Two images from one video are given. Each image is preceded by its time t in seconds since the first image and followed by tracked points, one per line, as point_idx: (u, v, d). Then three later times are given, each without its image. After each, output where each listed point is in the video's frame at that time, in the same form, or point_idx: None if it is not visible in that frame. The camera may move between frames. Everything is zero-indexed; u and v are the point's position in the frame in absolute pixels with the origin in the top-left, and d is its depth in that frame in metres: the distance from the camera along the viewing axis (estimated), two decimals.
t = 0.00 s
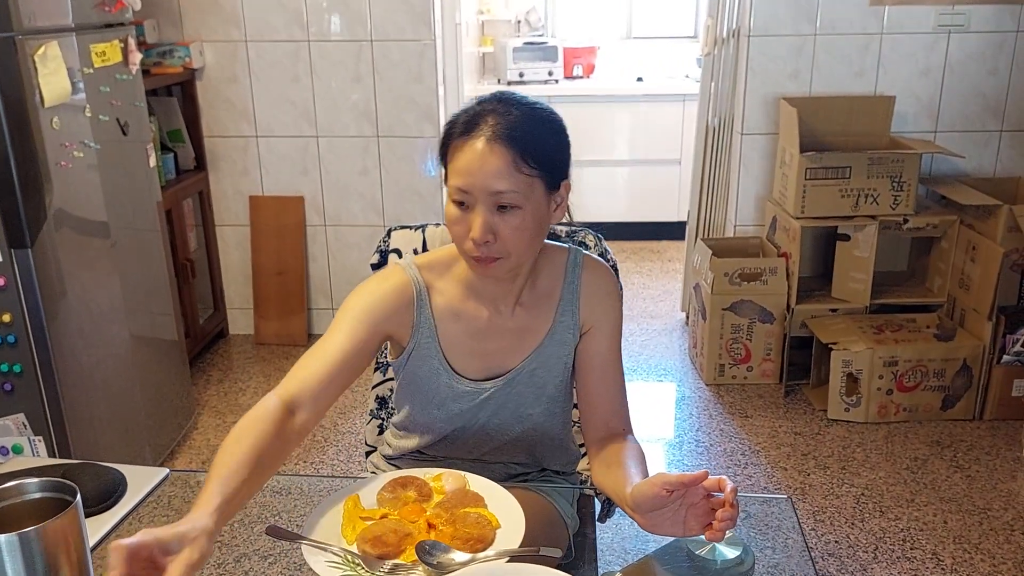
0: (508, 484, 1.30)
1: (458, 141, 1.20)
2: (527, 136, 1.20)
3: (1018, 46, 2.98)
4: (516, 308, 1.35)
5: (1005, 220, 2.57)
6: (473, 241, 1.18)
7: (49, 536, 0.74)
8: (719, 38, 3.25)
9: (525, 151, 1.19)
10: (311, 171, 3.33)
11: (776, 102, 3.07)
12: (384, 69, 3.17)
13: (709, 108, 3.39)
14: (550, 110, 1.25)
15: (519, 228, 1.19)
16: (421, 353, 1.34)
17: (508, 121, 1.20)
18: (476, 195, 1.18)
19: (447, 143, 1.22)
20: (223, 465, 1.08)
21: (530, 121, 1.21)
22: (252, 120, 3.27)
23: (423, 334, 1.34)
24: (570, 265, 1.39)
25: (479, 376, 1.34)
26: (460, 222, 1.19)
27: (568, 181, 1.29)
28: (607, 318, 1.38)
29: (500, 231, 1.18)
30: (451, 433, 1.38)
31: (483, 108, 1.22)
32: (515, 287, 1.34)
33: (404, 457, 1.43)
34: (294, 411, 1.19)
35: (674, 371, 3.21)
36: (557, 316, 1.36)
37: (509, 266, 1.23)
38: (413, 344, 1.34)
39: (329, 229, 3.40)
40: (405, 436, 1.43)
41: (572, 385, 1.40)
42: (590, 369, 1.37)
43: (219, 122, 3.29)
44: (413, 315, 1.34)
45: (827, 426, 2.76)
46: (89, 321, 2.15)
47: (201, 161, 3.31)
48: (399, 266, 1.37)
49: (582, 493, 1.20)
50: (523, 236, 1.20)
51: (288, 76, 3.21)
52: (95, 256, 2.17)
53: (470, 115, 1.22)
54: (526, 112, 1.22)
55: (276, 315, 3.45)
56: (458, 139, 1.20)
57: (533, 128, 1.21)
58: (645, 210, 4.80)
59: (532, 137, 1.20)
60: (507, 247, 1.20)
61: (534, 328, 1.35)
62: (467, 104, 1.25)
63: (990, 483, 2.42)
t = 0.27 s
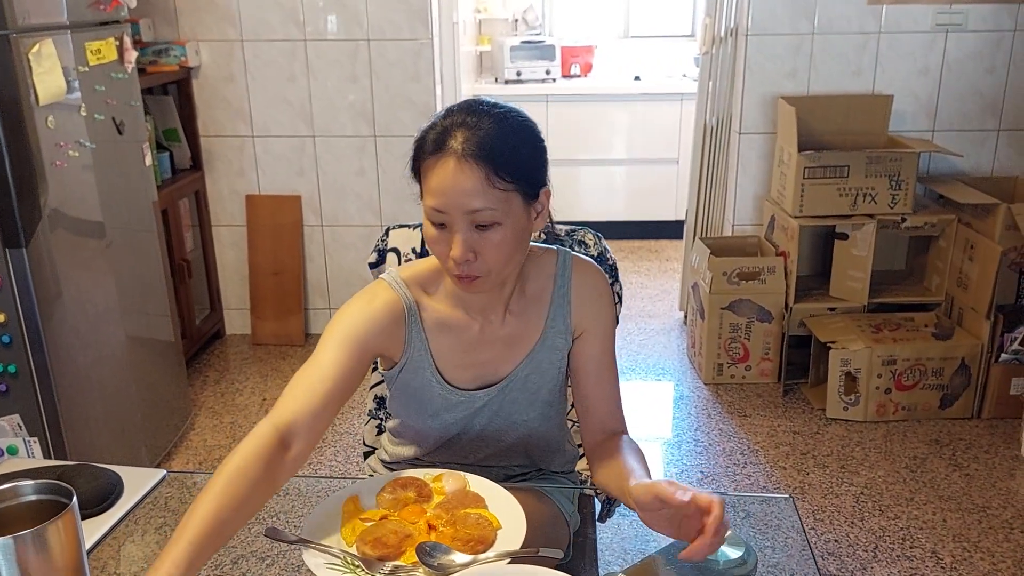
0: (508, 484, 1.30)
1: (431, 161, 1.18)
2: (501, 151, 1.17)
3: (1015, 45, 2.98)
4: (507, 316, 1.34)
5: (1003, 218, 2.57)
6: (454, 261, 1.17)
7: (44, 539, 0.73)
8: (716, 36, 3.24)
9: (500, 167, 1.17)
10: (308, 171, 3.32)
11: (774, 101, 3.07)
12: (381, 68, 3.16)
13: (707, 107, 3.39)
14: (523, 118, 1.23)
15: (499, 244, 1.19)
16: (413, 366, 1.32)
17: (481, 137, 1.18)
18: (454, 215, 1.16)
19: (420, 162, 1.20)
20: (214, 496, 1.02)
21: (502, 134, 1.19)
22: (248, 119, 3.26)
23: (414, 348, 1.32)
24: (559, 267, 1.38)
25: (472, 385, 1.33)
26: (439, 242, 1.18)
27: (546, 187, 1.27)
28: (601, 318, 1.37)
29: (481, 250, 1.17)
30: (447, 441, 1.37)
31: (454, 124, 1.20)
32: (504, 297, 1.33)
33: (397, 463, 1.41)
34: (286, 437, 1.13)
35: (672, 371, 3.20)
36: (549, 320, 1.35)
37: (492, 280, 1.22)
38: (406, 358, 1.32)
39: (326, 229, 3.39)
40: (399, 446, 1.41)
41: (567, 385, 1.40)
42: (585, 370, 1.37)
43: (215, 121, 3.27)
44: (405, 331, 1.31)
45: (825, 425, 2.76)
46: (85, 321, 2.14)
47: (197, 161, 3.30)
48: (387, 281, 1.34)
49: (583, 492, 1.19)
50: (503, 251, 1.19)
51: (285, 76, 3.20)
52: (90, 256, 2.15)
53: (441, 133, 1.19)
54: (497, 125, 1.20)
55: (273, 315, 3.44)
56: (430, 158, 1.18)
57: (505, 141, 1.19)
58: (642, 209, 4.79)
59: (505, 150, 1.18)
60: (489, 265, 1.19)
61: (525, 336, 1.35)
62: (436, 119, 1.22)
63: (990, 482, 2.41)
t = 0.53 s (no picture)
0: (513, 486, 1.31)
1: (429, 185, 1.17)
2: (501, 170, 1.18)
3: (1017, 46, 2.99)
4: (507, 320, 1.36)
5: (1006, 219, 2.57)
6: (463, 282, 1.19)
7: (55, 541, 0.74)
8: (717, 38, 3.25)
9: (500, 185, 1.17)
10: (311, 173, 3.32)
11: (776, 102, 3.07)
12: (384, 70, 3.17)
13: (708, 108, 3.39)
14: (518, 132, 1.23)
15: (506, 260, 1.20)
16: (417, 373, 1.33)
17: (477, 157, 1.17)
18: (458, 238, 1.17)
19: (418, 186, 1.19)
20: (222, 514, 1.01)
21: (497, 150, 1.19)
22: (252, 122, 3.27)
23: (419, 355, 1.33)
24: (556, 267, 1.40)
25: (474, 389, 1.35)
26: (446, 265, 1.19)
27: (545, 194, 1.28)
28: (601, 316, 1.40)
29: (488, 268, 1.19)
30: (452, 445, 1.38)
31: (448, 145, 1.19)
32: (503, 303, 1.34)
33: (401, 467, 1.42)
34: (294, 454, 1.12)
35: (675, 372, 3.20)
36: (548, 321, 1.37)
37: (497, 291, 1.24)
38: (411, 365, 1.33)
39: (329, 231, 3.40)
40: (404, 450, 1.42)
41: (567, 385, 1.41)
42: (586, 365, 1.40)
43: (218, 124, 3.28)
44: (410, 339, 1.32)
45: (829, 425, 2.76)
46: (90, 324, 2.15)
47: (200, 163, 3.31)
48: (388, 291, 1.33)
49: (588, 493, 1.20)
50: (509, 266, 1.21)
51: (288, 78, 3.20)
52: (96, 259, 2.16)
53: (436, 156, 1.19)
54: (492, 141, 1.19)
55: (276, 317, 3.45)
56: (428, 183, 1.18)
57: (504, 159, 1.19)
58: (644, 210, 4.79)
59: (504, 168, 1.18)
60: (497, 279, 1.21)
61: (527, 336, 1.36)
62: (429, 139, 1.22)
63: (993, 483, 2.42)
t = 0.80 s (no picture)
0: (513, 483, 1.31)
1: (426, 164, 1.18)
2: (496, 148, 1.19)
3: (1015, 44, 2.99)
4: (503, 306, 1.36)
5: (1004, 217, 2.58)
6: (460, 260, 1.19)
7: (57, 539, 0.74)
8: (716, 37, 3.25)
9: (497, 163, 1.18)
10: (310, 172, 3.32)
11: (775, 101, 3.08)
12: (383, 69, 3.17)
13: (707, 107, 3.39)
14: (511, 112, 1.24)
15: (503, 238, 1.20)
16: (414, 361, 1.34)
17: (473, 135, 1.18)
18: (456, 216, 1.17)
19: (414, 166, 1.20)
20: (231, 476, 1.02)
21: (493, 129, 1.20)
22: (251, 121, 3.27)
23: (415, 342, 1.33)
24: (551, 256, 1.40)
25: (474, 376, 1.35)
26: (444, 242, 1.19)
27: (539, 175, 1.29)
28: (597, 306, 1.39)
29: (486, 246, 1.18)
30: (452, 438, 1.38)
31: (444, 125, 1.20)
32: (499, 287, 1.34)
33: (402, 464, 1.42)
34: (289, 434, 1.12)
35: (674, 370, 3.21)
36: (544, 310, 1.37)
37: (493, 270, 1.24)
38: (407, 354, 1.34)
39: (328, 230, 3.40)
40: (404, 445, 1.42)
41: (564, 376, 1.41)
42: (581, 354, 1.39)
43: (217, 123, 3.28)
44: (406, 327, 1.33)
45: (828, 424, 2.76)
46: (90, 323, 2.15)
47: (199, 162, 3.31)
48: (386, 277, 1.34)
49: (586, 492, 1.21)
50: (507, 243, 1.21)
51: (287, 77, 3.21)
52: (95, 259, 2.16)
53: (433, 135, 1.19)
54: (487, 121, 1.20)
55: (275, 316, 3.45)
56: (425, 161, 1.18)
57: (499, 137, 1.20)
58: (643, 210, 4.79)
59: (500, 146, 1.19)
60: (495, 258, 1.21)
61: (526, 332, 1.36)
62: (424, 120, 1.22)
63: (992, 480, 2.42)
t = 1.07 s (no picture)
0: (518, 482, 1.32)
1: (437, 143, 1.19)
2: (506, 131, 1.19)
3: (1018, 42, 2.99)
4: (500, 292, 1.35)
5: (1008, 217, 2.59)
6: (465, 239, 1.18)
7: (64, 538, 0.74)
8: (719, 36, 3.25)
9: (506, 146, 1.18)
10: (312, 172, 3.32)
11: (777, 100, 3.07)
12: (385, 69, 3.17)
13: (709, 106, 3.39)
14: (519, 100, 1.25)
15: (507, 221, 1.20)
16: (406, 343, 1.36)
17: (485, 118, 1.19)
18: (463, 195, 1.17)
19: (425, 146, 1.20)
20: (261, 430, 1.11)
21: (503, 114, 1.21)
22: (253, 121, 3.27)
23: (404, 323, 1.36)
24: (554, 250, 1.39)
25: (469, 360, 1.34)
26: (450, 222, 1.19)
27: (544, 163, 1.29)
28: (601, 305, 1.38)
29: (491, 227, 1.18)
30: (452, 431, 1.38)
31: (456, 107, 1.21)
32: (497, 271, 1.34)
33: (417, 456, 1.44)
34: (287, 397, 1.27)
35: (677, 370, 3.21)
36: (542, 303, 1.35)
37: (496, 254, 1.24)
38: (395, 333, 1.37)
39: (331, 230, 3.40)
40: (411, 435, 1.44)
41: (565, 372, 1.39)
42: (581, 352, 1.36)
43: (219, 123, 3.28)
44: (391, 305, 1.37)
45: (831, 423, 2.76)
46: (93, 323, 2.15)
47: (201, 162, 3.31)
48: (385, 257, 1.40)
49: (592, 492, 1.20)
50: (512, 226, 1.21)
51: (289, 77, 3.20)
52: (98, 258, 2.16)
53: (444, 116, 1.20)
54: (498, 106, 1.21)
55: (278, 316, 3.45)
56: (436, 141, 1.19)
57: (508, 121, 1.21)
58: (645, 209, 4.79)
59: (509, 130, 1.20)
60: (498, 241, 1.20)
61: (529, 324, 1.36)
62: (436, 102, 1.23)
63: (995, 479, 2.42)
